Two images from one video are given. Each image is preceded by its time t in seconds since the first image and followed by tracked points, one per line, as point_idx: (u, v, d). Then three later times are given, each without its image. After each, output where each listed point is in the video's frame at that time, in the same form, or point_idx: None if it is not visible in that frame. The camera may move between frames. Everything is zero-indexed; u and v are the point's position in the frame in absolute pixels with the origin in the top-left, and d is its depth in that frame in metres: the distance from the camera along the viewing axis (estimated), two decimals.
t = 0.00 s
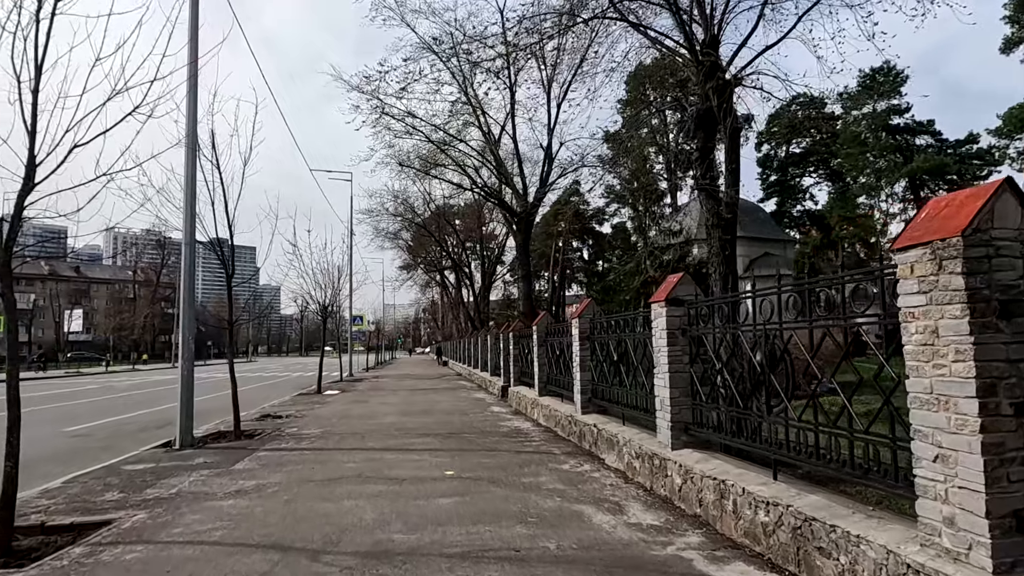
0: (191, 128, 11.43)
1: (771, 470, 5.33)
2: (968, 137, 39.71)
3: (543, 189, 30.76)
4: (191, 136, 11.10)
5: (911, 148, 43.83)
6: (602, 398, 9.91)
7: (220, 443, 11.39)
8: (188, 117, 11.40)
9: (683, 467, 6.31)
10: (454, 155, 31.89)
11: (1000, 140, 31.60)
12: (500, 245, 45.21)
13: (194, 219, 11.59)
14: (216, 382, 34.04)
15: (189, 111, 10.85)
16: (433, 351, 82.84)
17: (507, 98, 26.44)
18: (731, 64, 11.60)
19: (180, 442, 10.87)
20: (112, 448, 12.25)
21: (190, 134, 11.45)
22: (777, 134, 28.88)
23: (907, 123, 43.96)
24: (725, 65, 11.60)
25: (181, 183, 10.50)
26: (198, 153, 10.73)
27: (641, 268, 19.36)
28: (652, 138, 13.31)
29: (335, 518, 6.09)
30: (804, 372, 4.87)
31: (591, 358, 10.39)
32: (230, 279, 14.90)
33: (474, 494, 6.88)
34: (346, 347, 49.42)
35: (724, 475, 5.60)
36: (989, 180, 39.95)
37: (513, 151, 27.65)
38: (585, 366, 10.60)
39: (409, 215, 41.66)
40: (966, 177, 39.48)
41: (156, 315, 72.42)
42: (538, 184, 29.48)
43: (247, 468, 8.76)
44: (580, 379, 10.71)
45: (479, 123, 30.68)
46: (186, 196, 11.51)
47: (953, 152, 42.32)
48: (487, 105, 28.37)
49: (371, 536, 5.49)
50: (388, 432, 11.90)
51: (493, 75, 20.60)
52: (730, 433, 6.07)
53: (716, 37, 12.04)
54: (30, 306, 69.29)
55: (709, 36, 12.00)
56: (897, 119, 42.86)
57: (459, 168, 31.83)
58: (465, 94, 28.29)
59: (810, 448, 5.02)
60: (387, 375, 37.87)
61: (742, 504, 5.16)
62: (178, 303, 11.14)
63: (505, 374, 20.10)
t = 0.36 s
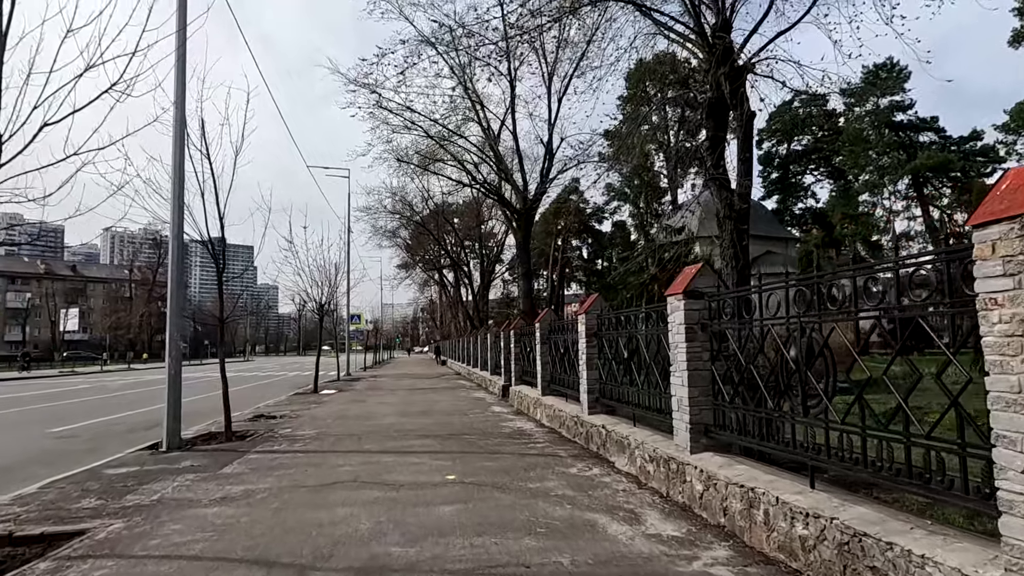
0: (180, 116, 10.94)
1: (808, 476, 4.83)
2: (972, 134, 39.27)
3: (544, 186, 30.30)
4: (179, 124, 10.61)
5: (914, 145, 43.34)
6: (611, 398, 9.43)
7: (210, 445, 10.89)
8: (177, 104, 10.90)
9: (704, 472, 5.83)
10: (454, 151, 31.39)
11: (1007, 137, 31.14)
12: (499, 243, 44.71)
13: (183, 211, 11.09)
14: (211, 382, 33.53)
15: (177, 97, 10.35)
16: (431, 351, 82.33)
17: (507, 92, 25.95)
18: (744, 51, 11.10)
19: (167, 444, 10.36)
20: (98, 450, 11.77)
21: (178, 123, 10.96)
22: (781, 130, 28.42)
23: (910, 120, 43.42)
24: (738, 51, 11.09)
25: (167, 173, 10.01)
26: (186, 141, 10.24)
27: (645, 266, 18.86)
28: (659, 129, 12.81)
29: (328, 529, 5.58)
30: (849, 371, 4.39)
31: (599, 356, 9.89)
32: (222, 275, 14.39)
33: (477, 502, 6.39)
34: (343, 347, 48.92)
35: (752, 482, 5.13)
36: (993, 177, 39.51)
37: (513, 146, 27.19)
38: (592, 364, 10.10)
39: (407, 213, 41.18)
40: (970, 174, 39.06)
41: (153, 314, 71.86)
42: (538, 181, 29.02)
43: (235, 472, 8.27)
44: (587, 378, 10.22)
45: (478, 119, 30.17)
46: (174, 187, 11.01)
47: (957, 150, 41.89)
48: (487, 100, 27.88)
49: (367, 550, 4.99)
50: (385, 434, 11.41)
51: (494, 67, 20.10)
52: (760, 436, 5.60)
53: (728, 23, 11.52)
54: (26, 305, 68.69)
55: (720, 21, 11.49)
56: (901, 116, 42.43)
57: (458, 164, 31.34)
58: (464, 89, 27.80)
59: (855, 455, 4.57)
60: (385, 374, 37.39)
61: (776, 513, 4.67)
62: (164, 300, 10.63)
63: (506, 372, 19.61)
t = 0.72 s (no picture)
0: (166, 104, 10.40)
1: (858, 497, 4.27)
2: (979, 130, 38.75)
3: (546, 181, 29.77)
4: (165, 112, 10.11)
5: (920, 141, 42.75)
6: (622, 402, 8.91)
7: (199, 450, 10.34)
8: (163, 90, 10.35)
9: (732, 487, 5.29)
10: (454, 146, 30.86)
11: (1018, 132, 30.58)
12: (499, 241, 44.14)
13: (168, 202, 10.53)
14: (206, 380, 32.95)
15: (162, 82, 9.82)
16: (430, 349, 81.71)
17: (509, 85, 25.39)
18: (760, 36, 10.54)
19: (151, 450, 9.79)
20: (81, 454, 11.20)
21: (164, 110, 10.41)
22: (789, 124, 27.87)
23: (916, 116, 42.87)
24: (754, 36, 10.51)
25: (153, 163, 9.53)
26: (172, 128, 9.74)
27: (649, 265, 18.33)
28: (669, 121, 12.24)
29: (317, 552, 5.02)
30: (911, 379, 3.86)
31: (608, 357, 9.35)
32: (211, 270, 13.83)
33: (480, 518, 5.84)
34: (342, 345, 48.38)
35: (790, 502, 4.58)
36: (1000, 174, 39.03)
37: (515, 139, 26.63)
38: (601, 366, 9.56)
39: (407, 210, 40.63)
40: (977, 171, 38.57)
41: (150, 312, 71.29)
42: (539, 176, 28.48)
43: (220, 482, 7.70)
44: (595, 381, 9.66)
45: (478, 114, 29.61)
46: (159, 178, 10.45)
47: (962, 146, 41.42)
48: (487, 94, 27.34)
49: None
50: (383, 438, 10.83)
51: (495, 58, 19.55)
52: (795, 450, 5.03)
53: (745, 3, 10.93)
54: (21, 302, 68.06)
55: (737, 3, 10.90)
56: (907, 112, 41.81)
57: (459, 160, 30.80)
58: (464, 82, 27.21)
59: (913, 474, 4.04)
60: (384, 373, 36.88)
61: (823, 541, 4.10)
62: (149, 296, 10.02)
63: (508, 372, 19.05)
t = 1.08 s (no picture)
0: (163, 94, 9.94)
1: (938, 523, 3.73)
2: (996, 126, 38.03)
3: (554, 179, 29.26)
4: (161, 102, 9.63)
5: (933, 139, 41.99)
6: (644, 407, 8.37)
7: (197, 458, 9.85)
8: (160, 80, 9.89)
9: (780, 505, 4.74)
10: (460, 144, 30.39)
11: None
12: (505, 241, 43.63)
13: (166, 197, 10.06)
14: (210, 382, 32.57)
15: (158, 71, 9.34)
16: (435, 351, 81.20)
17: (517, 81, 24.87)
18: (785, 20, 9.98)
19: (146, 458, 9.29)
20: (77, 461, 10.73)
21: (160, 100, 9.94)
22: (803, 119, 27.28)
23: (930, 113, 42.16)
24: (780, 19, 9.96)
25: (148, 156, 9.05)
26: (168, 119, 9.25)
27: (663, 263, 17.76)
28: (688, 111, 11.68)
29: None
30: (1005, 387, 3.34)
31: (630, 360, 8.82)
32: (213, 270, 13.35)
33: (499, 538, 5.31)
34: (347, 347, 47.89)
35: (855, 525, 4.03)
36: (1017, 171, 38.30)
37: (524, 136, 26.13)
38: (620, 368, 9.02)
39: (412, 210, 40.15)
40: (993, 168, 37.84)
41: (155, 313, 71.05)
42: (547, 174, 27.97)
43: (217, 494, 7.20)
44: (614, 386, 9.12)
45: (485, 112, 29.14)
46: (156, 171, 9.98)
47: (978, 143, 40.69)
48: (494, 90, 26.86)
49: None
50: (390, 445, 10.31)
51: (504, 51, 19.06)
52: (858, 468, 4.45)
53: None
54: (27, 304, 67.89)
55: None
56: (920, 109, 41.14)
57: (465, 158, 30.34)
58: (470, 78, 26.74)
59: (1005, 496, 3.50)
60: (390, 375, 36.39)
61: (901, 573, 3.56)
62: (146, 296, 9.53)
63: (518, 374, 18.50)
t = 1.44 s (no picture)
0: (150, 82, 9.44)
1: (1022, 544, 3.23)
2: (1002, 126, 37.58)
3: (556, 178, 28.80)
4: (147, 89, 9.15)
5: (938, 138, 41.50)
6: (661, 410, 7.86)
7: (187, 464, 9.34)
8: (147, 66, 9.40)
9: (826, 520, 4.24)
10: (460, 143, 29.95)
11: None
12: (505, 242, 43.13)
13: (153, 189, 9.56)
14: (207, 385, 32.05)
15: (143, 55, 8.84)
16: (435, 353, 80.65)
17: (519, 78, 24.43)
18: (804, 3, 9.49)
19: (132, 463, 8.78)
20: (62, 466, 10.23)
21: (147, 87, 9.44)
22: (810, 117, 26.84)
23: (935, 112, 41.70)
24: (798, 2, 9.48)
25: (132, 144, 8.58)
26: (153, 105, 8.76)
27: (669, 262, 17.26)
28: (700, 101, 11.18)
29: None
30: None
31: (644, 361, 8.32)
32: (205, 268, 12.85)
33: (509, 555, 4.81)
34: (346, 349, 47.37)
35: (921, 545, 3.53)
36: None
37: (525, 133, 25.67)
38: (633, 369, 8.52)
39: (412, 210, 39.69)
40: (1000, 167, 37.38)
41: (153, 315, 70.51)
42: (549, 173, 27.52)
43: (204, 504, 6.68)
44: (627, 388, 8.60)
45: (486, 110, 28.70)
46: (142, 161, 9.47)
47: (983, 142, 40.25)
48: (495, 87, 26.41)
49: None
50: (389, 450, 9.80)
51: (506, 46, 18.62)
52: (918, 479, 3.95)
53: None
54: (23, 306, 67.30)
55: None
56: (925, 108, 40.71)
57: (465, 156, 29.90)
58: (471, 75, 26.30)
59: None
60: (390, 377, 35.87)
61: None
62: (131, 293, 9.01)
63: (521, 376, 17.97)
